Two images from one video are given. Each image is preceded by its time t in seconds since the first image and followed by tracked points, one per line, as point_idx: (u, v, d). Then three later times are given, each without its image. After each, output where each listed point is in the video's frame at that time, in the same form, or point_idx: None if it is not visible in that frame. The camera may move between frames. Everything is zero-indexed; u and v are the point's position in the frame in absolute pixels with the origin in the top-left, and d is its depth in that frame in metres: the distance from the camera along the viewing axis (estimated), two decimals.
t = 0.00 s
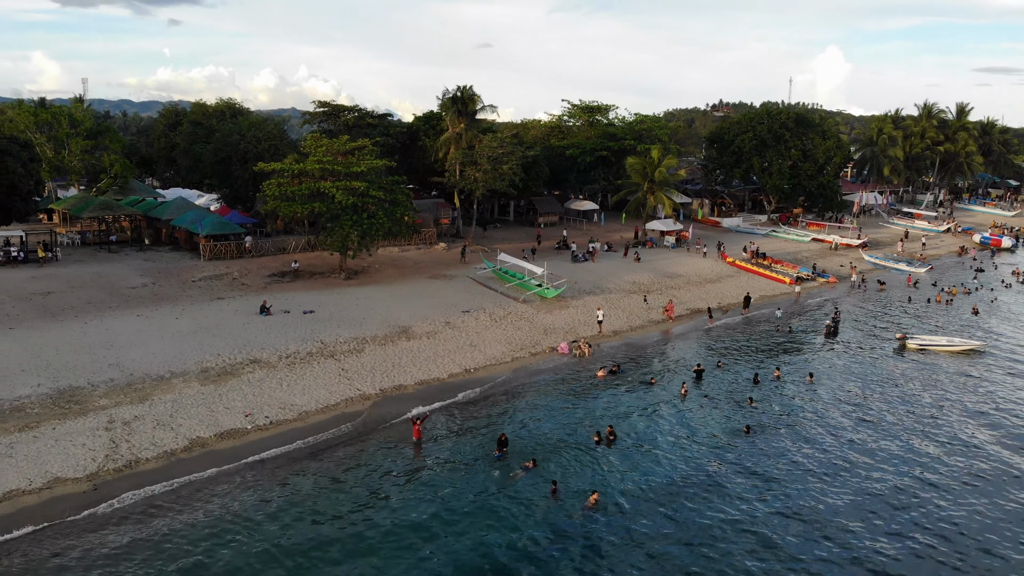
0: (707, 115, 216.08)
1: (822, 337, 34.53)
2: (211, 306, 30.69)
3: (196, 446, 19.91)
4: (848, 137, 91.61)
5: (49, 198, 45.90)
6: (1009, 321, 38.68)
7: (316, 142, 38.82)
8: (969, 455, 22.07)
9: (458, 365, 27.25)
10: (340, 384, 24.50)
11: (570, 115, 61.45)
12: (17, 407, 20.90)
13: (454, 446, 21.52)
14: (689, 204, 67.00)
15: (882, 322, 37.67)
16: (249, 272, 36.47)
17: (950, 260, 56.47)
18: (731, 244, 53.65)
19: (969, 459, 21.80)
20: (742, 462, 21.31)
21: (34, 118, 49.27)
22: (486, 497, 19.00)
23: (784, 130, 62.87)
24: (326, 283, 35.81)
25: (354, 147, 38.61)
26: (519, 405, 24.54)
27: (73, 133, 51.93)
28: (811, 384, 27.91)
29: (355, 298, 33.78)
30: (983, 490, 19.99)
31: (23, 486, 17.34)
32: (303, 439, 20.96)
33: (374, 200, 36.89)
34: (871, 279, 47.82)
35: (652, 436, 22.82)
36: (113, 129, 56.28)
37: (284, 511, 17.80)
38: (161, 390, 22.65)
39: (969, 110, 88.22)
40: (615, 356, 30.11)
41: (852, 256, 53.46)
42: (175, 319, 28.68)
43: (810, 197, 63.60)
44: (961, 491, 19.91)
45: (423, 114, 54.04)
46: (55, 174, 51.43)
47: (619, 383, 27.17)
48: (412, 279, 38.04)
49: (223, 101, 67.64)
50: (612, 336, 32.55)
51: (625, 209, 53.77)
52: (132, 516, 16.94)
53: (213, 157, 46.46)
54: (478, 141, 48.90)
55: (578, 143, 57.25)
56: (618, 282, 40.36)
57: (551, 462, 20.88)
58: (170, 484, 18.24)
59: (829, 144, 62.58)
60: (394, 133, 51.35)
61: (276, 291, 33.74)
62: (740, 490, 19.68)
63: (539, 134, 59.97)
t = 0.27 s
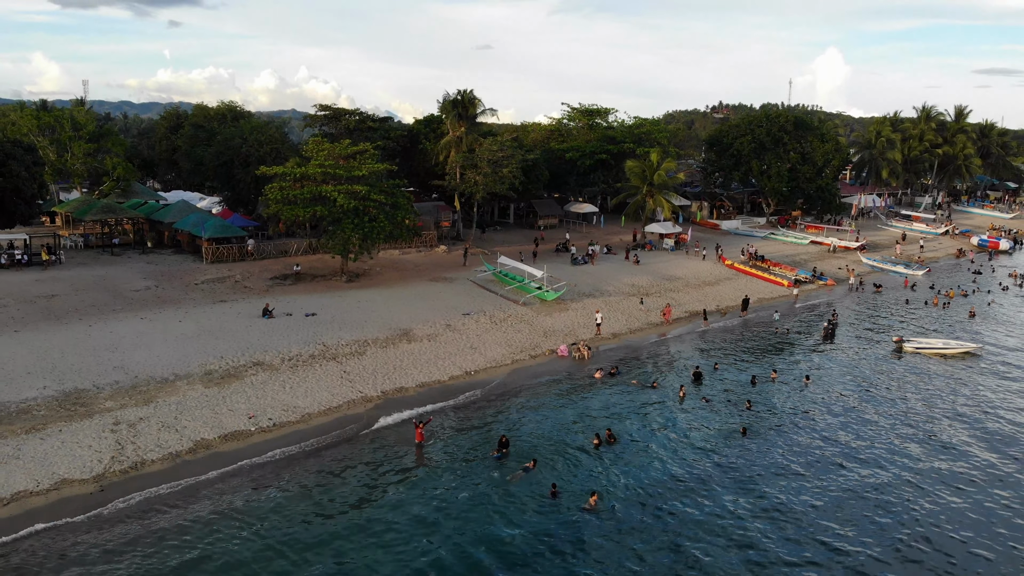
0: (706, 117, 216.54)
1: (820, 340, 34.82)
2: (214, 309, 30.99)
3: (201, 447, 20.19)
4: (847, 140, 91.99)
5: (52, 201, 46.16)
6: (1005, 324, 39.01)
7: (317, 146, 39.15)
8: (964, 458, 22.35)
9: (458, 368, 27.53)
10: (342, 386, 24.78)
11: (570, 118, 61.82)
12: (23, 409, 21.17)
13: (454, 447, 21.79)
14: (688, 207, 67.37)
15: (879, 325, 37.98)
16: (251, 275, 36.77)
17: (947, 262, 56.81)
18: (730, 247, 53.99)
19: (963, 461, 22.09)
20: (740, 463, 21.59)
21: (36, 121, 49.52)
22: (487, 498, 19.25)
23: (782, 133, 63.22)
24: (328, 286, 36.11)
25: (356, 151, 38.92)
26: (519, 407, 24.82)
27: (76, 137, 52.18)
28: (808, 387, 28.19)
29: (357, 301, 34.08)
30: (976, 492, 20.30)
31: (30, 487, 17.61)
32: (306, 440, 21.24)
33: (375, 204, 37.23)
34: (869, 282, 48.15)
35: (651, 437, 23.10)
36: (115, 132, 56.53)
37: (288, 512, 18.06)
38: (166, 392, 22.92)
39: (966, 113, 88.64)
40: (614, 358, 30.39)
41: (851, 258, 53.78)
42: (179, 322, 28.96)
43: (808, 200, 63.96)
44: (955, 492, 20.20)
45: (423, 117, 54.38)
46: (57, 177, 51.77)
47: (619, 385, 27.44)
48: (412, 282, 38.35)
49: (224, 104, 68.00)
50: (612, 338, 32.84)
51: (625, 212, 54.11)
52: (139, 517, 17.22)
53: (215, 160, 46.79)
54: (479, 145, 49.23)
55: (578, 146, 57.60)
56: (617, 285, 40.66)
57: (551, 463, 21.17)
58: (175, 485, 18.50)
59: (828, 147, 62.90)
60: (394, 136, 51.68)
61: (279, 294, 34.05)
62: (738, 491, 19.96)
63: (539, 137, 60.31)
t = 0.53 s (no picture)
0: (706, 119, 216.93)
1: (817, 342, 35.08)
2: (217, 312, 31.28)
3: (205, 449, 20.48)
4: (846, 142, 92.31)
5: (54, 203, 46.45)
6: (1001, 326, 39.27)
7: (319, 149, 39.44)
8: (959, 459, 22.61)
9: (459, 370, 27.81)
10: (344, 388, 25.04)
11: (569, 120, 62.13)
12: (30, 411, 21.45)
13: (455, 449, 22.04)
14: (687, 209, 67.69)
15: (877, 327, 38.25)
16: (253, 278, 37.05)
17: (945, 265, 57.07)
18: (728, 249, 54.28)
19: (959, 463, 22.34)
20: (737, 465, 21.85)
21: (39, 125, 49.79)
22: (488, 500, 19.49)
23: (781, 136, 63.53)
24: (329, 289, 36.40)
25: (357, 154, 39.19)
26: (519, 409, 25.09)
27: (78, 140, 52.45)
28: (805, 389, 28.44)
29: (358, 303, 34.35)
30: (972, 494, 20.52)
31: (38, 488, 17.90)
32: (309, 442, 21.53)
33: (376, 207, 37.50)
34: (867, 284, 48.43)
35: (649, 439, 23.35)
36: (117, 136, 56.83)
37: (293, 512, 18.35)
38: (170, 394, 23.19)
39: (965, 115, 88.95)
40: (613, 361, 30.65)
41: (849, 261, 54.08)
42: (182, 325, 29.26)
43: (806, 202, 64.30)
44: (951, 494, 20.47)
45: (424, 120, 54.68)
46: (60, 180, 52.06)
47: (618, 387, 27.72)
48: (413, 284, 38.64)
49: (225, 106, 68.29)
50: (611, 341, 33.11)
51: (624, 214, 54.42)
52: (145, 517, 17.50)
53: (217, 164, 47.10)
54: (479, 148, 49.52)
55: (578, 149, 57.91)
56: (617, 287, 40.93)
57: (551, 464, 21.41)
58: (180, 486, 18.79)
59: (826, 150, 63.20)
60: (395, 139, 51.99)
61: (281, 297, 34.34)
62: (734, 493, 20.23)
63: (539, 140, 60.60)
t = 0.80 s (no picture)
0: (706, 119, 217.38)
1: (815, 344, 35.33)
2: (220, 314, 31.55)
3: (210, 450, 20.74)
4: (845, 144, 92.64)
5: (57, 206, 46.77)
6: (998, 328, 39.52)
7: (320, 152, 39.71)
8: (955, 461, 22.85)
9: (460, 371, 28.10)
10: (347, 389, 25.31)
11: (569, 122, 62.42)
12: (36, 413, 21.73)
13: (457, 449, 22.29)
14: (687, 211, 68.00)
15: (874, 328, 38.52)
16: (255, 280, 37.33)
17: (943, 266, 57.34)
18: (727, 251, 54.55)
19: (955, 464, 22.59)
20: (735, 466, 22.11)
21: (41, 127, 50.08)
22: (489, 501, 19.73)
23: (780, 138, 63.83)
24: (331, 290, 36.67)
25: (358, 157, 39.45)
26: (519, 410, 25.36)
27: (80, 142, 52.75)
28: (803, 391, 28.70)
29: (359, 305, 34.62)
30: (967, 495, 20.77)
31: (45, 488, 18.17)
32: (312, 443, 21.80)
33: (378, 209, 37.77)
34: (865, 286, 48.68)
35: (649, 441, 23.59)
36: (119, 138, 57.17)
37: (297, 512, 18.60)
38: (174, 396, 23.47)
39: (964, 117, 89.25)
40: (613, 362, 30.92)
41: (847, 262, 54.37)
42: (185, 327, 29.55)
43: (805, 204, 64.56)
44: (946, 495, 20.73)
45: (424, 122, 54.97)
46: (62, 182, 52.36)
47: (618, 389, 27.97)
48: (414, 286, 38.92)
49: (226, 109, 68.65)
50: (610, 342, 33.38)
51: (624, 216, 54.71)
52: (151, 517, 17.77)
53: (219, 166, 47.38)
54: (479, 150, 49.81)
55: (578, 151, 58.21)
56: (616, 289, 41.21)
57: (551, 465, 21.64)
58: (186, 486, 19.07)
59: (825, 152, 63.48)
60: (396, 141, 52.28)
61: (283, 298, 34.62)
62: (733, 494, 20.47)
63: (539, 142, 60.91)
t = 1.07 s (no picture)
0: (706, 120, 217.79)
1: (813, 345, 35.59)
2: (223, 315, 31.82)
3: (214, 450, 21.02)
4: (844, 145, 92.96)
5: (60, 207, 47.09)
6: (995, 329, 39.79)
7: (322, 155, 39.99)
8: (950, 462, 23.12)
9: (461, 372, 28.38)
10: (349, 391, 25.59)
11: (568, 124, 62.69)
12: (42, 414, 22.01)
13: (458, 450, 22.56)
14: (686, 212, 68.31)
15: (872, 329, 38.81)
16: (257, 281, 37.62)
17: (941, 268, 57.62)
18: (726, 252, 54.82)
19: (950, 465, 22.87)
20: (733, 467, 22.38)
21: (44, 129, 50.36)
22: (491, 501, 19.94)
23: (779, 140, 64.12)
24: (332, 292, 36.96)
25: (359, 160, 39.72)
26: (519, 411, 25.64)
27: (83, 144, 53.04)
28: (800, 392, 28.98)
29: (360, 307, 34.90)
30: (962, 496, 21.05)
31: (52, 488, 18.44)
32: (315, 443, 22.06)
33: (379, 212, 38.05)
34: (863, 287, 48.97)
35: (648, 442, 23.86)
36: (121, 140, 57.52)
37: (300, 512, 18.88)
38: (178, 397, 23.76)
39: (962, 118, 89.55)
40: (612, 363, 31.21)
41: (845, 264, 54.67)
42: (188, 328, 29.83)
43: (804, 205, 64.84)
44: (941, 495, 21.02)
45: (425, 124, 55.26)
46: (65, 184, 52.64)
47: (617, 390, 28.25)
48: (414, 288, 39.20)
49: (228, 110, 68.97)
50: (610, 344, 33.66)
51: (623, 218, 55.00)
52: (157, 517, 18.02)
53: (221, 168, 47.64)
54: (479, 152, 50.09)
55: (577, 153, 58.51)
56: (615, 290, 41.50)
57: (552, 466, 21.92)
58: (190, 486, 19.33)
59: (824, 154, 63.77)
60: (396, 143, 52.56)
61: (284, 300, 34.89)
62: (730, 494, 20.74)
63: (539, 144, 61.21)
